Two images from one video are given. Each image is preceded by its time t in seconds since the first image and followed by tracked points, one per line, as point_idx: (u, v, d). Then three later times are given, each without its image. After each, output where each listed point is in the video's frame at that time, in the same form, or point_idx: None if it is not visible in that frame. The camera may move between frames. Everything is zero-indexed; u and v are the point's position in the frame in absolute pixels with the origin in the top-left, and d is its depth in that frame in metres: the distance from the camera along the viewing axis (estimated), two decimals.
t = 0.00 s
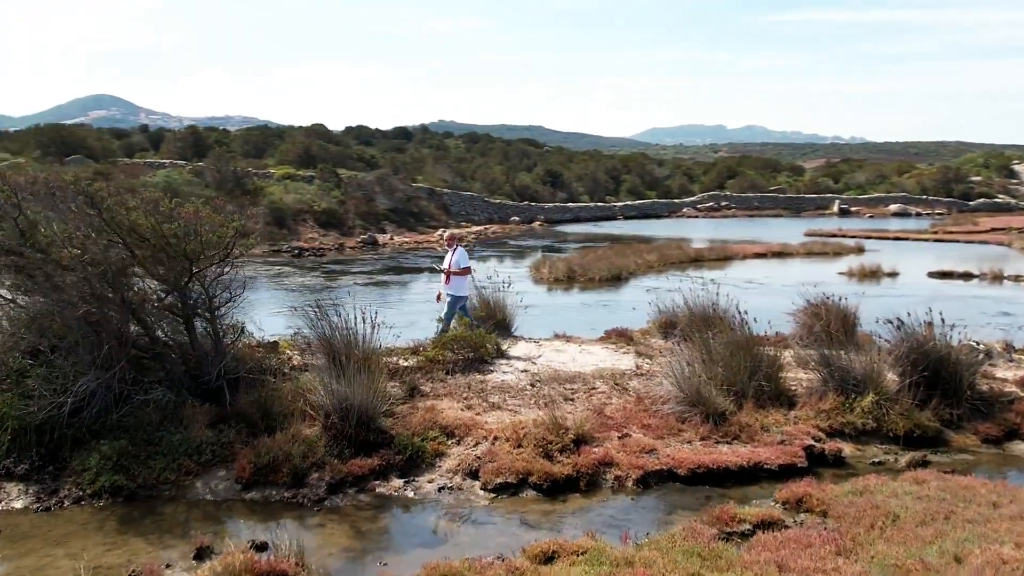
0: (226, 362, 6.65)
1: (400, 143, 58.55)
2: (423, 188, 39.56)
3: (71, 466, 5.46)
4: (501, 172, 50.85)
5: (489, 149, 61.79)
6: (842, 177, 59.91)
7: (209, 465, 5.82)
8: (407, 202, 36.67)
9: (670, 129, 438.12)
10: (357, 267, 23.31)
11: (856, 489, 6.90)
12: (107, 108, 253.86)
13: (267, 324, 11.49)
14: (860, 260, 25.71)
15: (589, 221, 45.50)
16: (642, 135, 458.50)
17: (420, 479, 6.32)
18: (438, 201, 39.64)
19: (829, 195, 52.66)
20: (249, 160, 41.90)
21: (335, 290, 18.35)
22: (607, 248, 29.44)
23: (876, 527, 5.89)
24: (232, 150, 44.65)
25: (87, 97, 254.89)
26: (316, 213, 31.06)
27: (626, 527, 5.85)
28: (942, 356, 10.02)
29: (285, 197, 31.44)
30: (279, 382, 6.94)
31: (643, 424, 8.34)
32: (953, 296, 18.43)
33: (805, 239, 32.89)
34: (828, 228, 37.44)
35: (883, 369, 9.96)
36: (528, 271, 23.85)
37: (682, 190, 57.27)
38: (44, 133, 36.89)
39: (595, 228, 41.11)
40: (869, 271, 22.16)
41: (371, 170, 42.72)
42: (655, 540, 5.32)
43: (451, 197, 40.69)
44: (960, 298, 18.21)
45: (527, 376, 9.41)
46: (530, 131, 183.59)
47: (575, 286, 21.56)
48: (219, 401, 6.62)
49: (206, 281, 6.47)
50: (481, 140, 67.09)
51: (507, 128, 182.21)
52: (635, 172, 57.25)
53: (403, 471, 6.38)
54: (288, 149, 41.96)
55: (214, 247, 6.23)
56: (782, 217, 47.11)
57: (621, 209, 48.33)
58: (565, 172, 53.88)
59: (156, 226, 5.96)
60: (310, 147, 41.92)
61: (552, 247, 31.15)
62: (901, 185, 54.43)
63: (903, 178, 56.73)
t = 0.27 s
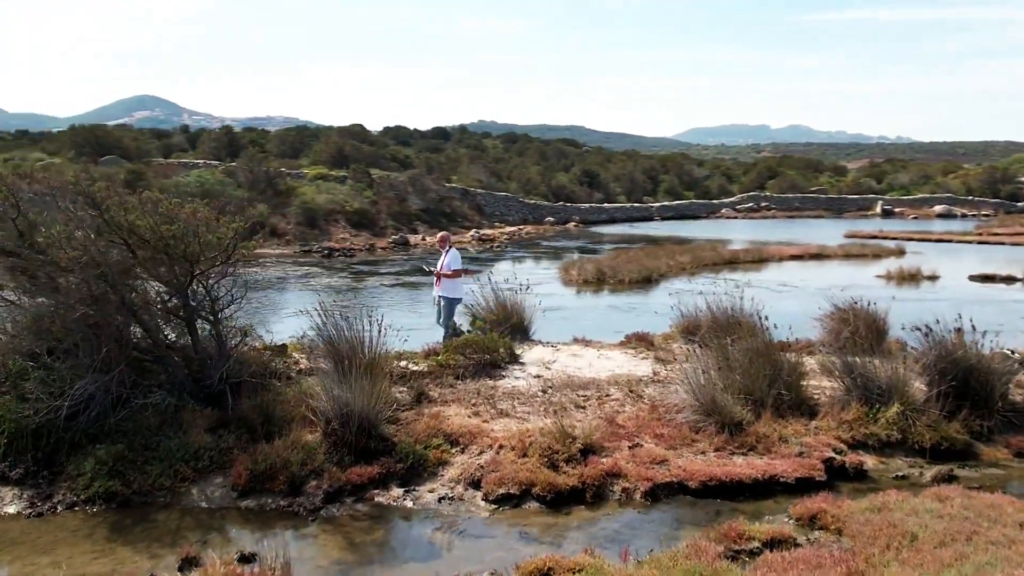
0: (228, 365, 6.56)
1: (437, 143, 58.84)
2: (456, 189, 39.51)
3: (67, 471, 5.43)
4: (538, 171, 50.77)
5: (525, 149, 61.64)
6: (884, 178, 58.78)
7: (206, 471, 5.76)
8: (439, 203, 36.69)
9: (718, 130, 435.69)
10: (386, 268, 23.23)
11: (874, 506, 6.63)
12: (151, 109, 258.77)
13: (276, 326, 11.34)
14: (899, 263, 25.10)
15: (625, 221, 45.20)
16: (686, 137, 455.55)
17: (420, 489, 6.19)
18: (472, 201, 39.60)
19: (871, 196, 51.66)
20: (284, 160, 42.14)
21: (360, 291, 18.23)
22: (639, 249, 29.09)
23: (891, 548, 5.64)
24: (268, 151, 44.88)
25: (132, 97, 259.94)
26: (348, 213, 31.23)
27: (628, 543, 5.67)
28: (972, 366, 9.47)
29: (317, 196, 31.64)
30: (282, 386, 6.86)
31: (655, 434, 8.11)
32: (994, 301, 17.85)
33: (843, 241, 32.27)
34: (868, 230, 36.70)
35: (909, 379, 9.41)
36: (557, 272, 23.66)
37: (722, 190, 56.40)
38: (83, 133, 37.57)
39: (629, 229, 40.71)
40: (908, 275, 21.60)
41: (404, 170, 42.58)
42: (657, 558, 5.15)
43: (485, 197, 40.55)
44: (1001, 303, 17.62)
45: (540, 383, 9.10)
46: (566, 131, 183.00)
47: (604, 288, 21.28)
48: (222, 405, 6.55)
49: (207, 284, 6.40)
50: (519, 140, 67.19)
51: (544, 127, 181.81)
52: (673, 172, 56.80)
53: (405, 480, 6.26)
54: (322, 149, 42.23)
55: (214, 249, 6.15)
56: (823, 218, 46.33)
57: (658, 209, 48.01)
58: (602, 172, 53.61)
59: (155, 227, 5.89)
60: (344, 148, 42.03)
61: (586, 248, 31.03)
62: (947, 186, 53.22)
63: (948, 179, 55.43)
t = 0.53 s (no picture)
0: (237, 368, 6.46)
1: (478, 140, 58.90)
2: (495, 185, 39.25)
3: (69, 473, 5.40)
4: (580, 167, 50.49)
5: (566, 144, 61.15)
6: (935, 174, 57.28)
7: (209, 475, 5.67)
8: (476, 198, 36.65)
9: (760, 126, 429.99)
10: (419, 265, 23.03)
11: (903, 523, 6.31)
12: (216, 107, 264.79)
13: (291, 330, 11.10)
14: (947, 262, 24.33)
15: (666, 218, 44.73)
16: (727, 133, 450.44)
17: (427, 497, 6.03)
18: (510, 196, 39.34)
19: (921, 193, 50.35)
20: (323, 156, 42.29)
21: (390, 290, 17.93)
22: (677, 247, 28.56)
23: (918, 570, 5.34)
24: (308, 147, 45.11)
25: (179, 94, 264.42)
26: (384, 210, 31.23)
27: (637, 560, 5.46)
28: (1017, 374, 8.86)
29: (354, 193, 31.70)
30: (293, 387, 6.75)
31: (676, 441, 7.83)
32: None
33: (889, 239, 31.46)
34: (915, 228, 35.72)
35: (947, 387, 8.82)
36: (593, 269, 23.35)
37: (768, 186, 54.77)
38: (127, 129, 38.23)
39: (669, 226, 40.21)
40: (955, 275, 20.89)
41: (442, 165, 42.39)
42: None
43: (524, 193, 40.18)
44: None
45: (559, 387, 8.76)
46: (607, 125, 181.50)
47: (639, 286, 20.83)
48: (231, 407, 6.45)
49: (214, 284, 6.32)
50: (562, 136, 67.04)
51: (585, 123, 180.58)
52: (717, 169, 56.08)
53: (412, 488, 6.10)
54: (362, 144, 42.17)
55: (219, 247, 6.05)
56: (869, 215, 45.29)
57: (700, 206, 47.52)
58: (644, 168, 53.10)
59: (159, 225, 5.81)
60: (382, 144, 42.09)
61: (626, 246, 30.86)
62: (1002, 183, 51.66)
63: (1003, 176, 53.77)
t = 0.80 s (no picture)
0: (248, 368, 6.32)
1: (519, 133, 58.69)
2: (534, 178, 38.79)
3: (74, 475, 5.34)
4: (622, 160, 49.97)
5: (609, 139, 60.42)
6: (989, 168, 55.54)
7: (216, 480, 5.54)
8: (515, 192, 35.49)
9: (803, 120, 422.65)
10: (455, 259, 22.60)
11: (940, 540, 5.91)
12: (259, 101, 268.44)
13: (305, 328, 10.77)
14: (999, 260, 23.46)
15: (708, 212, 44.11)
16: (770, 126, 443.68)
17: (439, 505, 5.84)
18: (549, 190, 38.93)
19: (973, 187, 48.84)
20: (362, 149, 42.27)
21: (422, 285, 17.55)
22: (719, 243, 27.89)
23: None
24: (348, 141, 45.15)
25: (225, 89, 268.21)
26: (421, 204, 31.02)
27: None
28: None
29: (391, 186, 31.59)
30: (306, 388, 6.61)
31: (702, 449, 7.52)
32: None
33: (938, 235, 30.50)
34: (965, 224, 34.60)
35: (992, 396, 8.25)
36: (632, 265, 22.91)
37: (813, 180, 54.24)
38: (170, 123, 38.76)
39: (712, 220, 39.63)
40: (1005, 273, 20.07)
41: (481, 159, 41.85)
42: None
43: (563, 186, 39.67)
44: None
45: (584, 389, 8.41)
46: (650, 119, 179.37)
47: (678, 284, 20.28)
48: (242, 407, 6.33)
49: (226, 283, 6.14)
50: (605, 129, 66.55)
51: (627, 116, 178.69)
52: (761, 162, 55.12)
53: (424, 495, 5.92)
54: (399, 139, 41.20)
55: (228, 244, 5.92)
56: (918, 210, 44.08)
57: (745, 200, 46.80)
58: (686, 161, 52.35)
59: (167, 222, 5.68)
60: (421, 137, 40.81)
61: (669, 241, 30.55)
62: None
63: None
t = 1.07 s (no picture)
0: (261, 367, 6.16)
1: (559, 122, 58.20)
2: (573, 169, 38.25)
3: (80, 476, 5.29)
4: (663, 150, 49.23)
5: (650, 129, 59.49)
6: None
7: (223, 483, 5.39)
8: (554, 183, 34.64)
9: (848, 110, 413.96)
10: (490, 251, 22.18)
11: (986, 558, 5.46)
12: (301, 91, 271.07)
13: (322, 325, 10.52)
14: None
15: (751, 204, 43.29)
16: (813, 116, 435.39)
17: (453, 514, 5.63)
18: (589, 181, 38.39)
19: None
20: (400, 140, 42.05)
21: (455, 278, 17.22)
22: (761, 236, 27.17)
23: None
24: (386, 132, 44.98)
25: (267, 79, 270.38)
26: (458, 194, 30.69)
27: None
28: None
29: (428, 176, 31.38)
30: (320, 387, 6.41)
31: (732, 457, 7.17)
32: None
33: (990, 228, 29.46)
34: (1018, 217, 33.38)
35: None
36: (671, 258, 22.39)
37: (859, 171, 52.93)
38: (209, 114, 39.05)
39: (755, 212, 38.90)
40: None
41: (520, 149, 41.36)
42: None
43: (603, 177, 39.06)
44: None
45: (610, 391, 8.03)
46: (693, 109, 176.65)
47: (717, 278, 19.71)
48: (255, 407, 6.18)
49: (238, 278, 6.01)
50: (647, 119, 65.72)
51: (669, 106, 176.23)
52: (806, 152, 53.92)
53: (438, 503, 5.71)
54: (437, 130, 40.23)
55: (239, 239, 5.78)
56: (969, 201, 42.72)
57: (789, 190, 45.85)
58: (729, 152, 51.40)
59: (176, 218, 5.57)
60: (459, 128, 40.23)
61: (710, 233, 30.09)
62: None
63: None
